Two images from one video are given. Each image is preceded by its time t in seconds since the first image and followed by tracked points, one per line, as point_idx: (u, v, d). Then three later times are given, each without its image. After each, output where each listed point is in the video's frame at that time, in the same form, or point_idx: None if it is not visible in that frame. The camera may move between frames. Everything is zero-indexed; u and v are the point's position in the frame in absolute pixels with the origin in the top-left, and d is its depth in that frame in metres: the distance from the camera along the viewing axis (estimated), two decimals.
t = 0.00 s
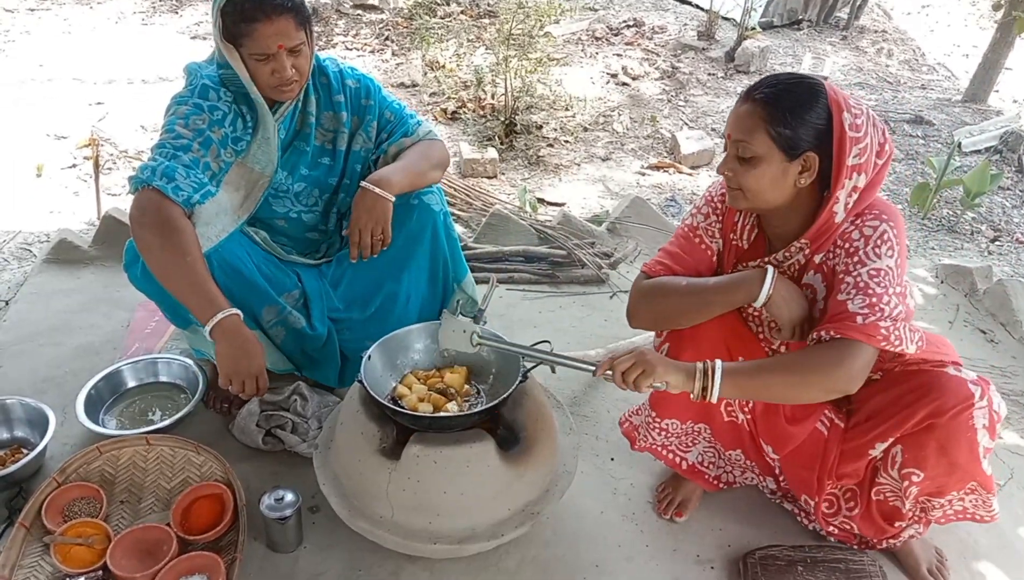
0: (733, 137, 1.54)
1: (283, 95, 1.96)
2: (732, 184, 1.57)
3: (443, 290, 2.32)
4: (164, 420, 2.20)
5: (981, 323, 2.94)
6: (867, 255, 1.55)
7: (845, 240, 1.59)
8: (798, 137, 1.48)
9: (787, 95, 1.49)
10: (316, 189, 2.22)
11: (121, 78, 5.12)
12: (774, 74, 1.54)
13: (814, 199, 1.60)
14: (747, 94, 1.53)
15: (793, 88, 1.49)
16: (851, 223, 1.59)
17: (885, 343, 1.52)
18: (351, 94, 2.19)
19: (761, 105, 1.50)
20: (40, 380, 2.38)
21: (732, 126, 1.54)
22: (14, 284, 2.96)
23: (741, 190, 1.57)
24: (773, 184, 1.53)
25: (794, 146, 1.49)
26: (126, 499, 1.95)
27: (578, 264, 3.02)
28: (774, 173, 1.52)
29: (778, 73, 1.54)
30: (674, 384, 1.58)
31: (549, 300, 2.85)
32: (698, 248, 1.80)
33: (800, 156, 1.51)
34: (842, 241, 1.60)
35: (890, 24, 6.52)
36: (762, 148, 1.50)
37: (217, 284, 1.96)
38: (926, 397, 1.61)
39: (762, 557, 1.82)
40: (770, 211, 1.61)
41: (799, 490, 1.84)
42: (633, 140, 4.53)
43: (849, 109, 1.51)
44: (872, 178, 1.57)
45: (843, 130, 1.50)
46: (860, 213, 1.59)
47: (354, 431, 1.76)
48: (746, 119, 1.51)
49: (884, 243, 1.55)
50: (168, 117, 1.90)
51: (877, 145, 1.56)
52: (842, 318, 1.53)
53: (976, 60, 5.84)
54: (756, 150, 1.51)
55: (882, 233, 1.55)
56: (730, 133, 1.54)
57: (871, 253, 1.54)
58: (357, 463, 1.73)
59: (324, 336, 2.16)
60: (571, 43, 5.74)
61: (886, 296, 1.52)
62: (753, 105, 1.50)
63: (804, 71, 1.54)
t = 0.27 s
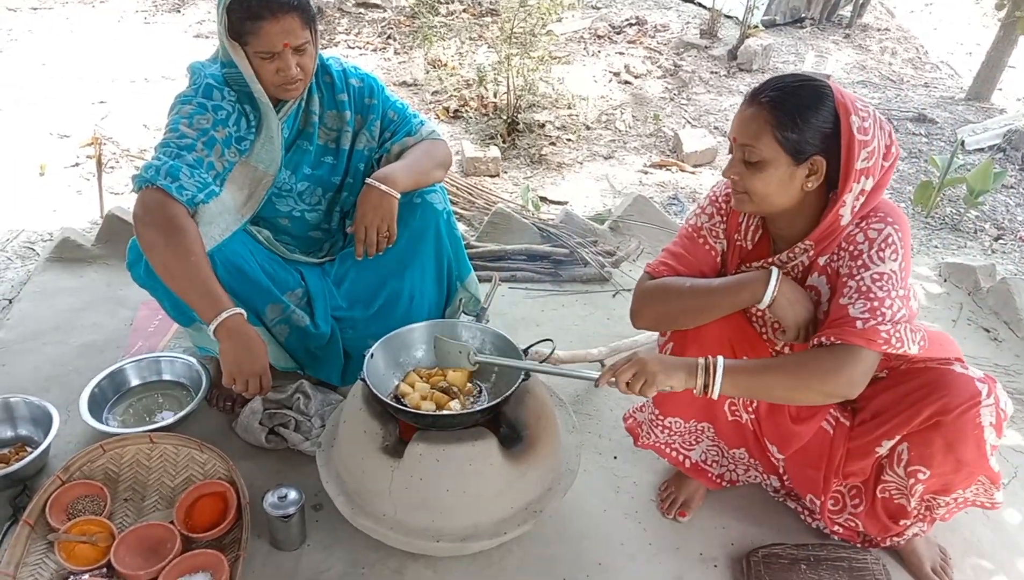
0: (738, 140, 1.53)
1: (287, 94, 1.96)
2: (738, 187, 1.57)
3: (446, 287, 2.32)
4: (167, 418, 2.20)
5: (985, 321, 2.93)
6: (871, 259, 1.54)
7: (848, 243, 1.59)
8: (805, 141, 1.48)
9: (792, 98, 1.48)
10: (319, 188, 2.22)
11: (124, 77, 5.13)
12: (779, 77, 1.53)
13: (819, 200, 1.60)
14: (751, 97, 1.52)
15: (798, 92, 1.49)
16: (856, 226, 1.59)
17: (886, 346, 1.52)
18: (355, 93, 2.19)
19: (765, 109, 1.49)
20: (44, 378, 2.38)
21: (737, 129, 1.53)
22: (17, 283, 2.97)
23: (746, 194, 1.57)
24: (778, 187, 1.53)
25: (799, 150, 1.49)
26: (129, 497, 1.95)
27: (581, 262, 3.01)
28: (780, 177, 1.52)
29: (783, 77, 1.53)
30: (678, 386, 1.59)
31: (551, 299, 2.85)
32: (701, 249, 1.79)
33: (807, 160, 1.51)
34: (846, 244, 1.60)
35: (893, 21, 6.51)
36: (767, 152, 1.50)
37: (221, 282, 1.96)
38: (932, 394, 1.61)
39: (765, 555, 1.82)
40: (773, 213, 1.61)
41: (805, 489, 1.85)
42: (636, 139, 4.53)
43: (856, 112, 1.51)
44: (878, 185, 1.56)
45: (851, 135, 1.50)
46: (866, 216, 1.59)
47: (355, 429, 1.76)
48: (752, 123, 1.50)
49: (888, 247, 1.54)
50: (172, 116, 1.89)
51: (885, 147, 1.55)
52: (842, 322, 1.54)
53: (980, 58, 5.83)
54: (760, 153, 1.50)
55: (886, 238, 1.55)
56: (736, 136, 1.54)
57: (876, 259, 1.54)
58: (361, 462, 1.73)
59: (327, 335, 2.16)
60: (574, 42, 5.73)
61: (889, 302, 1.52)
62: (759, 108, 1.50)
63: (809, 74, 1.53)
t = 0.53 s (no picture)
0: (758, 153, 1.51)
1: (284, 95, 1.96)
2: (760, 199, 1.56)
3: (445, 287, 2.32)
4: (162, 420, 2.19)
5: (980, 324, 2.94)
6: (885, 260, 1.56)
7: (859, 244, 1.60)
8: (825, 150, 1.48)
9: (810, 107, 1.47)
10: (316, 189, 2.23)
11: (121, 78, 5.12)
12: (791, 85, 1.51)
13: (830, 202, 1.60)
14: (768, 109, 1.50)
15: (816, 102, 1.47)
16: (866, 228, 1.60)
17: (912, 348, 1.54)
18: (351, 94, 2.19)
19: (786, 120, 1.47)
20: (39, 380, 2.38)
21: (756, 142, 1.51)
22: (13, 284, 2.96)
23: (768, 204, 1.56)
24: (799, 196, 1.53)
25: (821, 158, 1.49)
26: (124, 499, 1.94)
27: (577, 264, 3.02)
28: (803, 186, 1.52)
29: (795, 84, 1.51)
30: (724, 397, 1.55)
31: (547, 301, 2.85)
32: (704, 248, 1.78)
33: (828, 167, 1.51)
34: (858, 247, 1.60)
35: (889, 24, 6.53)
36: (791, 164, 1.49)
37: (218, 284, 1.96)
38: (931, 392, 1.60)
39: (760, 557, 1.82)
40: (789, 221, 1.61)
41: (803, 490, 1.84)
42: (632, 141, 4.53)
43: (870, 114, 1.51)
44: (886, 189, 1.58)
45: (868, 138, 1.50)
46: (875, 216, 1.60)
47: (351, 431, 1.76)
48: (772, 135, 1.48)
49: (900, 247, 1.56)
50: (169, 119, 1.89)
51: (893, 150, 1.56)
52: (868, 325, 1.53)
53: (975, 61, 5.84)
54: (783, 165, 1.49)
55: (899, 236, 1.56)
56: (754, 149, 1.52)
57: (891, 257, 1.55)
58: (357, 464, 1.73)
59: (325, 336, 2.16)
60: (571, 44, 5.74)
61: (909, 302, 1.53)
62: (780, 121, 1.47)
63: (818, 81, 1.52)
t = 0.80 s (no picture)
0: (818, 191, 1.41)
1: (280, 91, 1.96)
2: (818, 226, 1.48)
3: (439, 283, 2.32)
4: (156, 418, 2.19)
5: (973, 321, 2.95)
6: (936, 260, 1.54)
7: (900, 248, 1.58)
8: (877, 164, 1.42)
9: (860, 131, 1.39)
10: (311, 186, 2.22)
11: (115, 75, 5.10)
12: (828, 113, 1.40)
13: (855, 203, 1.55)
14: (818, 146, 1.39)
15: (865, 124, 1.39)
16: (902, 232, 1.58)
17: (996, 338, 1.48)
18: (346, 90, 2.19)
19: (845, 153, 1.38)
20: (32, 377, 2.37)
21: (814, 180, 1.40)
22: (6, 281, 2.95)
23: (825, 227, 1.48)
24: (857, 215, 1.48)
25: (874, 175, 1.43)
26: (118, 496, 1.94)
27: (572, 261, 3.01)
28: (860, 203, 1.46)
29: (830, 109, 1.40)
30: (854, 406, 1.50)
31: (543, 298, 2.85)
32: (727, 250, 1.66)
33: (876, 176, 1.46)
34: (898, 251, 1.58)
35: (885, 23, 6.54)
36: (853, 189, 1.42)
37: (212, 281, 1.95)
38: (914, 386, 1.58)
39: (754, 553, 1.82)
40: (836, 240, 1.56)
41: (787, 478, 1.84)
42: (628, 139, 4.53)
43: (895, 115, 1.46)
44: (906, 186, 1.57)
45: (899, 140, 1.46)
46: (905, 219, 1.58)
47: (345, 428, 1.76)
48: (834, 170, 1.39)
49: (942, 244, 1.55)
50: (164, 114, 1.88)
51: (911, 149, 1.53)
52: (960, 327, 1.49)
53: (970, 59, 5.85)
54: (850, 193, 1.42)
55: (938, 234, 1.56)
56: (811, 188, 1.41)
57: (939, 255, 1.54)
58: (351, 461, 1.73)
59: (319, 332, 2.16)
60: (566, 41, 5.74)
61: (979, 293, 1.51)
62: (840, 156, 1.38)
63: (844, 95, 1.43)
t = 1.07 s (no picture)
0: (892, 244, 1.30)
1: (278, 94, 1.96)
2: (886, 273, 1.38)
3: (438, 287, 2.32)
4: (155, 422, 2.18)
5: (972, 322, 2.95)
6: (997, 292, 1.59)
7: (960, 286, 1.59)
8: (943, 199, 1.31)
9: (935, 180, 1.27)
10: (308, 190, 2.22)
11: (113, 80, 5.10)
12: (903, 159, 1.27)
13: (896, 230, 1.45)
14: (896, 199, 1.26)
15: (939, 171, 1.28)
16: (955, 265, 1.58)
17: None
18: (344, 94, 2.19)
19: (923, 206, 1.27)
20: (31, 382, 2.37)
21: (891, 233, 1.28)
22: (5, 286, 2.95)
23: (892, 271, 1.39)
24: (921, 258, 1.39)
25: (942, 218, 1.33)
26: (117, 501, 1.94)
27: (571, 264, 3.02)
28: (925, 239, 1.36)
29: (904, 154, 1.27)
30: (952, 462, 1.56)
31: (541, 301, 2.85)
32: (755, 330, 1.54)
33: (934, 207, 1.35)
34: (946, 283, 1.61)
35: (882, 24, 6.55)
36: (924, 232, 1.31)
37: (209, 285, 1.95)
38: (919, 383, 1.60)
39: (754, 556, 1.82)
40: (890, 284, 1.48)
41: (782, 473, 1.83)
42: (626, 141, 4.54)
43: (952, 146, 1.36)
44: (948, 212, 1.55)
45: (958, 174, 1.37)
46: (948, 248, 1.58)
47: (344, 433, 1.76)
48: (909, 222, 1.27)
49: (993, 275, 1.60)
50: (162, 118, 1.88)
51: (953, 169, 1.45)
52: None
53: (967, 60, 5.86)
54: (922, 243, 1.32)
55: (991, 265, 1.60)
56: (885, 240, 1.30)
57: (996, 289, 1.59)
58: (350, 465, 1.72)
59: (317, 336, 2.16)
60: (564, 44, 5.74)
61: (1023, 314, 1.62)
62: (916, 209, 1.26)
63: (913, 135, 1.29)
